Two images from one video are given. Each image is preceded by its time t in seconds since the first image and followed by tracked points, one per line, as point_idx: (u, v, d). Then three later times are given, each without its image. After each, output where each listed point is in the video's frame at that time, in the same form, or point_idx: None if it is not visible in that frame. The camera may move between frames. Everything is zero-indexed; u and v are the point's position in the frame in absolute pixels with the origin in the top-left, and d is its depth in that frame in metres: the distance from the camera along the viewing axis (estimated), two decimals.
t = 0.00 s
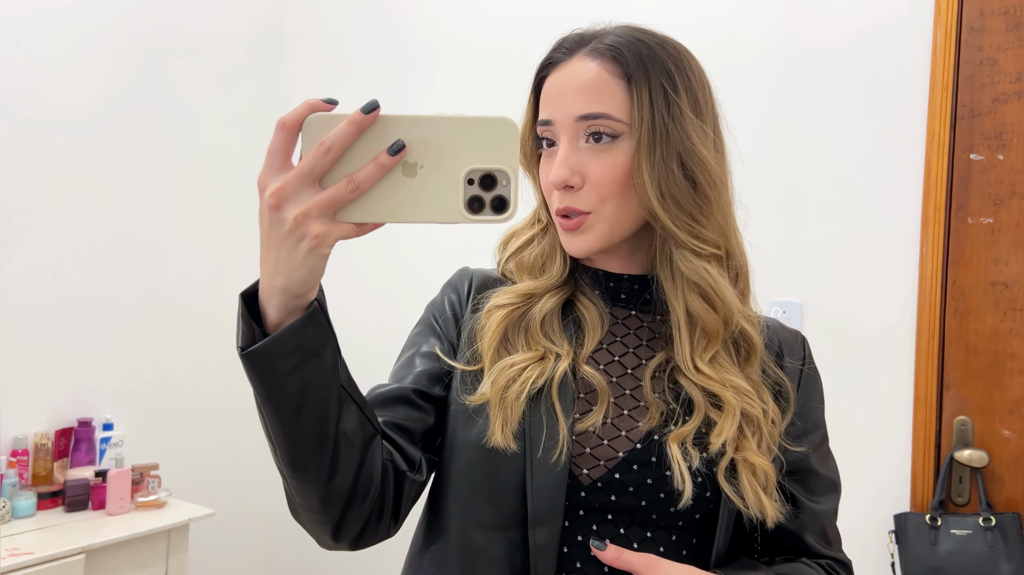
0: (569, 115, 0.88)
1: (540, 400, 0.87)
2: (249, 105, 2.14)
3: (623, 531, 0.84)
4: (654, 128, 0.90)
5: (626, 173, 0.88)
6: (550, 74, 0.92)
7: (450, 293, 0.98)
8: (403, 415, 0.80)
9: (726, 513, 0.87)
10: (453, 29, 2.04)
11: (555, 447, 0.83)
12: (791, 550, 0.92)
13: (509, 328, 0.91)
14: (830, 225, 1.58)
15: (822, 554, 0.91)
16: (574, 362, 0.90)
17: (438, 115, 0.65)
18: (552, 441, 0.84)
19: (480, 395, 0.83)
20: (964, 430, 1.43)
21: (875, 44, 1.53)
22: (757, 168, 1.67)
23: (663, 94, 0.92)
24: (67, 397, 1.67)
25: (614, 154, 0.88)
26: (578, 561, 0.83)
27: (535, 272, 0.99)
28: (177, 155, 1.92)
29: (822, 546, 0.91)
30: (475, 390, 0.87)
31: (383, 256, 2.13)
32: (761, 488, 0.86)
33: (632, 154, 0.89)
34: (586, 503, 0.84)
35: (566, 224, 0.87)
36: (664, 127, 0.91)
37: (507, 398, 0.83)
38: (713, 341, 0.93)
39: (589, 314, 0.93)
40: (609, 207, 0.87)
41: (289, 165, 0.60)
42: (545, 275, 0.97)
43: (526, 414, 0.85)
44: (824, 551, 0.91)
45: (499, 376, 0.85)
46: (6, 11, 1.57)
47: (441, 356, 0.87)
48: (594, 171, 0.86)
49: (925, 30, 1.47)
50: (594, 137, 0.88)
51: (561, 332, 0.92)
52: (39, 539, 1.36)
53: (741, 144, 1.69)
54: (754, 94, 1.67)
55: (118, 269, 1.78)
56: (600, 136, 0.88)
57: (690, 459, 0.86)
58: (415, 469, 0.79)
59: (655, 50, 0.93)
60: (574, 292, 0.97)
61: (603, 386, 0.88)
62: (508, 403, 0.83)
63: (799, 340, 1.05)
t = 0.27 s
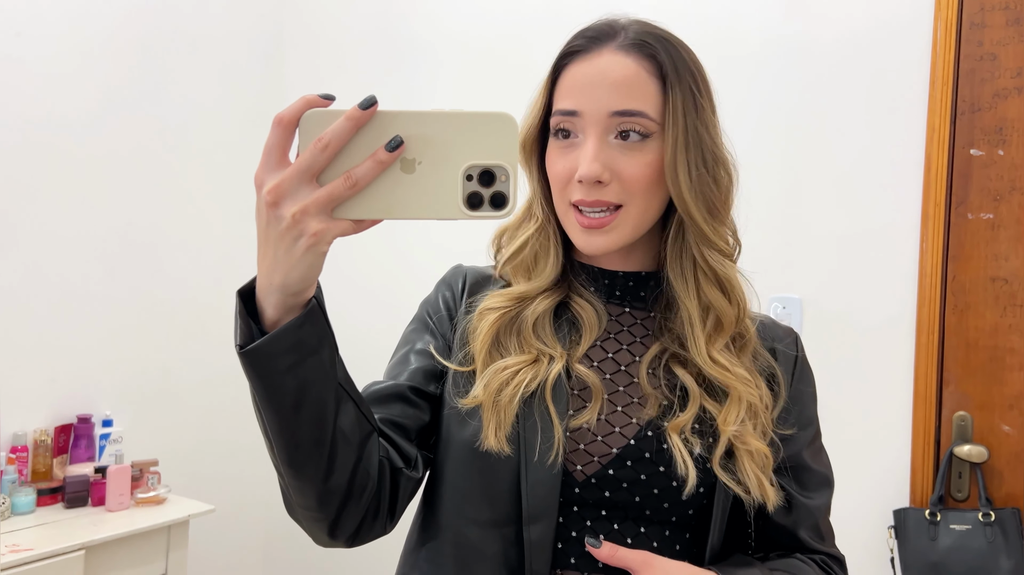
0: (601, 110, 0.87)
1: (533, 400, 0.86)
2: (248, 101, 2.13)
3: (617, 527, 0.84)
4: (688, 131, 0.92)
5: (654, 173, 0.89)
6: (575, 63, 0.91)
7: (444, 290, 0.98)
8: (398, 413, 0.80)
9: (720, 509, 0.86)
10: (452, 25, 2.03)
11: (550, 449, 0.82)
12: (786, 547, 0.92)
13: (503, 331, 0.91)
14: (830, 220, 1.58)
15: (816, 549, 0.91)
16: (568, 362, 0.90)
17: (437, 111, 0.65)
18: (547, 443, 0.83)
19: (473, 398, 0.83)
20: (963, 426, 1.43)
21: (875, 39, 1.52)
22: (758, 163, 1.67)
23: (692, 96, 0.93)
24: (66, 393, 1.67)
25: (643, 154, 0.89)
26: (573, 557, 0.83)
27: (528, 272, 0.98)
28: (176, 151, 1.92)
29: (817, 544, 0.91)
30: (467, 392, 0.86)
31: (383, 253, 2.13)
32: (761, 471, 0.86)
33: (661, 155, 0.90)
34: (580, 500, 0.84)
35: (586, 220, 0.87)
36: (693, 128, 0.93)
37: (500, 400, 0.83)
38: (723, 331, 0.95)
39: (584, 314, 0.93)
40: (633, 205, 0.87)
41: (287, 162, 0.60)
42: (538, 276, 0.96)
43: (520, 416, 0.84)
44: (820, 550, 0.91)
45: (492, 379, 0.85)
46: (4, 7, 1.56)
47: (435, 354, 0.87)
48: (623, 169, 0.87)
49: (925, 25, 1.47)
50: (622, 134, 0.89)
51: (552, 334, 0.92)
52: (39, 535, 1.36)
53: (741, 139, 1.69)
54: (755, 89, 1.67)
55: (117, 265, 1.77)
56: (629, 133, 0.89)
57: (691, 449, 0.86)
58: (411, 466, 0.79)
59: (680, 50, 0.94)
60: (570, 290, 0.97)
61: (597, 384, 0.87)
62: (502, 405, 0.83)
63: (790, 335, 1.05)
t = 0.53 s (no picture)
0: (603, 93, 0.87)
1: (530, 390, 0.86)
2: (247, 95, 2.13)
3: (613, 519, 0.84)
4: (699, 135, 0.93)
5: (646, 164, 0.88)
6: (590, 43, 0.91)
7: (440, 284, 0.98)
8: (394, 407, 0.80)
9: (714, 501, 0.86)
10: (451, 18, 2.03)
11: (547, 440, 0.83)
12: (781, 539, 0.91)
13: (503, 319, 0.91)
14: (830, 213, 1.58)
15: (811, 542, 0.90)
16: (564, 353, 0.90)
17: (434, 104, 0.65)
18: (544, 435, 0.83)
19: (469, 384, 0.83)
20: (963, 419, 1.43)
21: (876, 32, 1.52)
22: (758, 156, 1.66)
23: (704, 96, 0.93)
24: (66, 388, 1.67)
25: (638, 144, 0.88)
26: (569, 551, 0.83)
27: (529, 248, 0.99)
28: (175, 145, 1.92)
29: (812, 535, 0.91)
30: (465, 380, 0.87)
31: (381, 247, 2.12)
32: (756, 486, 0.86)
33: (654, 148, 0.89)
34: (577, 492, 0.84)
35: (569, 198, 0.87)
36: (702, 129, 0.93)
37: (495, 387, 0.83)
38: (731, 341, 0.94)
39: (581, 306, 0.93)
40: (618, 191, 0.86)
41: (284, 155, 0.60)
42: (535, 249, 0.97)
43: (516, 405, 0.85)
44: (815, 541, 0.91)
45: (489, 365, 0.85)
46: (3, 0, 1.56)
47: (431, 347, 0.87)
48: (614, 155, 0.86)
49: (926, 17, 1.47)
50: (620, 123, 0.88)
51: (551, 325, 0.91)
52: (39, 529, 1.36)
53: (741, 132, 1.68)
54: (754, 82, 1.66)
55: (116, 259, 1.77)
56: (627, 124, 0.88)
57: (685, 447, 0.86)
58: (407, 460, 0.79)
59: (697, 49, 0.94)
60: (567, 282, 0.97)
61: (594, 376, 0.87)
62: (497, 393, 0.83)
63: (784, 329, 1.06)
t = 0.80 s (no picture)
0: (594, 82, 0.87)
1: (528, 380, 0.86)
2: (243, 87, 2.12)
3: (611, 512, 0.84)
4: (688, 120, 0.92)
5: (638, 153, 0.88)
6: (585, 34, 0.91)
7: (436, 276, 0.97)
8: (391, 401, 0.80)
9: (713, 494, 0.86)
10: (448, 10, 2.02)
11: (545, 430, 0.83)
12: (781, 530, 0.91)
13: (501, 307, 0.91)
14: (828, 205, 1.57)
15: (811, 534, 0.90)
16: (562, 344, 0.90)
17: (430, 97, 0.65)
18: (542, 425, 0.83)
19: (468, 372, 0.83)
20: (960, 411, 1.43)
21: (874, 23, 1.51)
22: (756, 149, 1.66)
23: (697, 86, 0.93)
24: (62, 381, 1.66)
25: (630, 134, 0.88)
26: (568, 544, 0.83)
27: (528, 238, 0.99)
28: (171, 137, 1.91)
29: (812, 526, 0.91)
30: (464, 368, 0.87)
31: (379, 240, 2.12)
32: (749, 487, 0.86)
33: (647, 137, 0.89)
34: (575, 485, 0.84)
35: (563, 189, 0.87)
36: (694, 119, 0.92)
37: (494, 375, 0.83)
38: (724, 334, 0.94)
39: (578, 297, 0.93)
40: (610, 181, 0.86)
41: (278, 149, 0.59)
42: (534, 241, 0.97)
43: (514, 396, 0.85)
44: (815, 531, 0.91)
45: (488, 353, 0.85)
46: None
47: (428, 339, 0.87)
48: (606, 145, 0.86)
49: (924, 9, 1.46)
50: (612, 112, 0.88)
51: (549, 315, 0.91)
52: (37, 522, 1.36)
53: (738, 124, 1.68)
54: (753, 74, 1.66)
55: (112, 252, 1.77)
56: (618, 113, 0.88)
57: (682, 443, 0.86)
58: (405, 454, 0.79)
59: (691, 37, 0.94)
60: (564, 274, 0.96)
61: (592, 368, 0.87)
62: (496, 381, 0.83)
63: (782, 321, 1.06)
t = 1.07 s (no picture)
0: (582, 68, 0.86)
1: (522, 368, 0.86)
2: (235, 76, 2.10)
3: (605, 501, 0.84)
4: (677, 104, 0.91)
5: (629, 137, 0.88)
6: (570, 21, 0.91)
7: (428, 266, 0.97)
8: (384, 391, 0.80)
9: (704, 480, 0.87)
10: None
11: (539, 419, 0.83)
12: (776, 516, 0.91)
13: (494, 296, 0.91)
14: (822, 196, 1.57)
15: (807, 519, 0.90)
16: (556, 334, 0.90)
17: (426, 86, 0.64)
18: (536, 414, 0.83)
19: (462, 363, 0.83)
20: (951, 400, 1.44)
21: (868, 12, 1.51)
22: (750, 139, 1.66)
23: (684, 68, 0.93)
24: (54, 372, 1.66)
25: (620, 118, 0.87)
26: (561, 533, 0.83)
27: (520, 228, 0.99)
28: (162, 127, 1.90)
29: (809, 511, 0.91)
30: (456, 359, 0.87)
31: (372, 229, 2.11)
32: (743, 471, 0.86)
33: (638, 121, 0.89)
34: (569, 474, 0.84)
35: (555, 177, 0.87)
36: (684, 103, 0.92)
37: (488, 364, 0.83)
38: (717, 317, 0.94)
39: (569, 285, 0.93)
40: (602, 165, 0.86)
41: (271, 138, 0.59)
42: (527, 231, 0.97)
43: (508, 384, 0.85)
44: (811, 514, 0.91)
45: (481, 343, 0.85)
46: None
47: (421, 329, 0.86)
48: (596, 130, 0.85)
49: None
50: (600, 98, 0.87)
51: (542, 303, 0.92)
52: (30, 512, 1.36)
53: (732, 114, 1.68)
54: (746, 65, 1.66)
55: (104, 242, 1.76)
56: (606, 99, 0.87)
57: (676, 431, 0.86)
58: (399, 444, 0.79)
59: (677, 20, 0.93)
60: (557, 263, 0.96)
61: (585, 357, 0.87)
62: (489, 371, 0.83)
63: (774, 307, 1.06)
